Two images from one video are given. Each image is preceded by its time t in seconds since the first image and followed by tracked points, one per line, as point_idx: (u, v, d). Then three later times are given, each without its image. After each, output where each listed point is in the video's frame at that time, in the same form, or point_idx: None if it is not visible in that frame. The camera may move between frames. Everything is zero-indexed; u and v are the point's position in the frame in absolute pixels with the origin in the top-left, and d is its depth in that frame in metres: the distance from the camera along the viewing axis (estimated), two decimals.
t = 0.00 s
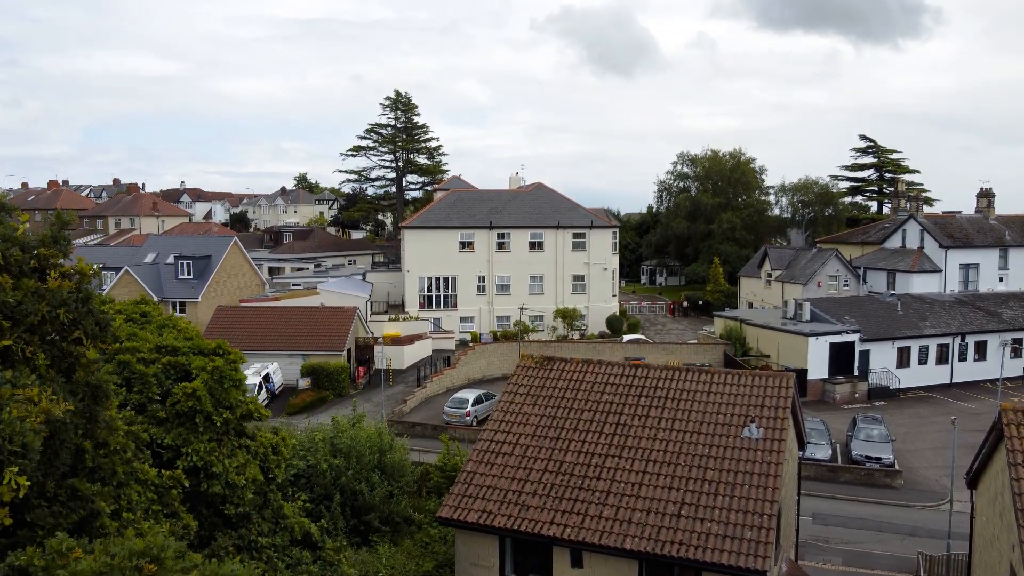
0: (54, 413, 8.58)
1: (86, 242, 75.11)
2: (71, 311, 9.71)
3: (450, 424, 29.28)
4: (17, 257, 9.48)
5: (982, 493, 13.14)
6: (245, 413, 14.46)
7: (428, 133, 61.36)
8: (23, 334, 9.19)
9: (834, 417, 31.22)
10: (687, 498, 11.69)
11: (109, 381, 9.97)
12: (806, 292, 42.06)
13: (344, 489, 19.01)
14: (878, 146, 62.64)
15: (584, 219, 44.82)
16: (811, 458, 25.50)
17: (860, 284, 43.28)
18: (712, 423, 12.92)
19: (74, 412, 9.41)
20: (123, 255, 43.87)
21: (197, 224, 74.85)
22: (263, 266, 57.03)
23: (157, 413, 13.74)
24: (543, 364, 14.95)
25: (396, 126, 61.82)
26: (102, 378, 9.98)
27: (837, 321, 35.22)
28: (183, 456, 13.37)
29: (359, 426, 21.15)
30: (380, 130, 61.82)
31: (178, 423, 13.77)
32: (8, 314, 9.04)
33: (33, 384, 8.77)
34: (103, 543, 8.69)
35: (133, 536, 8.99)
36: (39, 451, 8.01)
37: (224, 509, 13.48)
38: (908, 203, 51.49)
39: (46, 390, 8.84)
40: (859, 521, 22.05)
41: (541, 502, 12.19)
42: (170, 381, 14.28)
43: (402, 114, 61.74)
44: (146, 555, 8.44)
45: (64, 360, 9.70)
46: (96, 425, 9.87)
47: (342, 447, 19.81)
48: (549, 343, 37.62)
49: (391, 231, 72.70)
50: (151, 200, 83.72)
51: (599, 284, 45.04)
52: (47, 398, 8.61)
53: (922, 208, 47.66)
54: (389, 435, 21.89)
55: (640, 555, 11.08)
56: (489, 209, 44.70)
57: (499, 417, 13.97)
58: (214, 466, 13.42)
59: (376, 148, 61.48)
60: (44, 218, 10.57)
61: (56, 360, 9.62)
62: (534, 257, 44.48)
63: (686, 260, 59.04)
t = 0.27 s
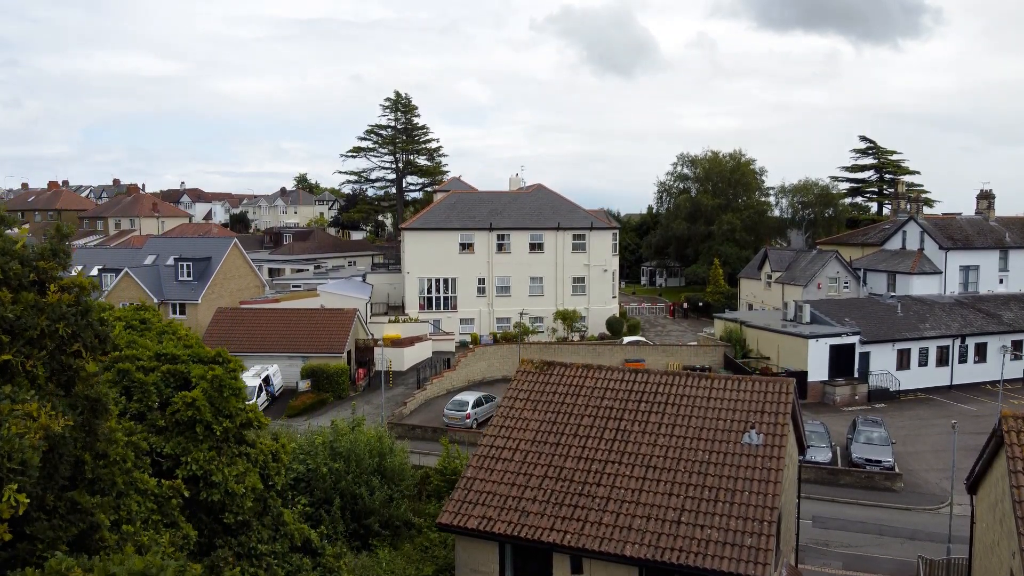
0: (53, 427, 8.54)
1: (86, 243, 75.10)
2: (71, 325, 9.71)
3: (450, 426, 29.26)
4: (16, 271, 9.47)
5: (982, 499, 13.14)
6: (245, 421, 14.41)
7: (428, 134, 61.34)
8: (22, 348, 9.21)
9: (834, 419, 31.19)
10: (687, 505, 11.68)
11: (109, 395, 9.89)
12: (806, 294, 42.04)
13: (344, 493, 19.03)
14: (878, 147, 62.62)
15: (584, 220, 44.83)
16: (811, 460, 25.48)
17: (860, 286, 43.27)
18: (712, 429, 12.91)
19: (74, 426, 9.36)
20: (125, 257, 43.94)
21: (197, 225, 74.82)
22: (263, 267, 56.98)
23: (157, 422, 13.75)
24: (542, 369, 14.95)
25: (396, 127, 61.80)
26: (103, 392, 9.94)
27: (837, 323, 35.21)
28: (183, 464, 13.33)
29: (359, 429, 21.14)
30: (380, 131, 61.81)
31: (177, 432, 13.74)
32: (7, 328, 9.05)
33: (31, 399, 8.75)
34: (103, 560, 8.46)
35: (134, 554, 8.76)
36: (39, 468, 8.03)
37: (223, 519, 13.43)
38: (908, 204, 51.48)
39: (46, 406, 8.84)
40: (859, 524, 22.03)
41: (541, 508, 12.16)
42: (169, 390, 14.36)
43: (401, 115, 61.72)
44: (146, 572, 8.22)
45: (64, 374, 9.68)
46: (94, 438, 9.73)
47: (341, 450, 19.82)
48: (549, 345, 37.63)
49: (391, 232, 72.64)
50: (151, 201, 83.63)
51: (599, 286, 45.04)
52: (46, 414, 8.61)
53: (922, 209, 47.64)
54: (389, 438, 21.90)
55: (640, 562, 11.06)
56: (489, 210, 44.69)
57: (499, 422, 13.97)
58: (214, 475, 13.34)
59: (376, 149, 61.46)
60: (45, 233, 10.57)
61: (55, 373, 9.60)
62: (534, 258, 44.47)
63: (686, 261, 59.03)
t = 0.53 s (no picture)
0: (52, 444, 8.48)
1: (86, 244, 75.08)
2: (70, 339, 9.68)
3: (450, 429, 29.24)
4: (16, 285, 9.45)
5: (982, 505, 13.14)
6: (245, 430, 14.47)
7: (428, 135, 61.35)
8: (22, 363, 9.20)
9: (835, 422, 31.18)
10: (688, 511, 11.67)
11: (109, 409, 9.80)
12: (806, 296, 42.03)
13: (344, 497, 19.00)
14: (878, 148, 62.63)
15: (584, 222, 44.83)
16: (811, 463, 25.46)
17: (860, 287, 43.26)
18: (712, 435, 12.90)
19: (74, 441, 9.28)
20: (125, 259, 44.02)
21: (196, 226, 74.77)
22: (263, 269, 56.98)
23: (157, 431, 13.76)
24: (542, 374, 14.96)
25: (396, 128, 61.81)
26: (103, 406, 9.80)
27: (837, 325, 35.19)
28: (182, 474, 13.33)
29: (359, 433, 21.14)
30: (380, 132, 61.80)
31: (178, 441, 13.74)
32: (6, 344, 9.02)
33: (30, 415, 8.71)
34: None
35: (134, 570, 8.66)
36: (39, 484, 8.04)
37: (223, 528, 13.42)
38: (908, 206, 51.47)
39: (45, 422, 8.80)
40: (860, 527, 22.02)
41: (541, 515, 12.15)
42: (170, 399, 14.45)
43: (401, 116, 61.72)
44: None
45: (64, 388, 9.64)
46: (94, 452, 9.63)
47: (341, 454, 19.81)
48: (549, 347, 37.63)
49: (391, 233, 72.63)
50: (152, 202, 83.62)
51: (599, 287, 45.03)
52: (46, 430, 8.58)
53: (922, 211, 47.65)
54: (389, 441, 21.90)
55: (640, 569, 11.04)
56: (489, 212, 44.69)
57: (499, 428, 13.97)
58: (214, 484, 13.36)
59: (376, 150, 61.47)
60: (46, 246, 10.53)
61: (55, 387, 9.56)
62: (534, 260, 44.46)
63: (686, 262, 59.05)
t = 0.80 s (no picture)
0: (52, 462, 8.45)
1: (86, 245, 75.09)
2: (70, 353, 9.66)
3: (450, 431, 29.25)
4: (17, 299, 9.41)
5: (982, 511, 13.13)
6: (245, 438, 14.46)
7: (428, 136, 61.36)
8: (22, 379, 9.18)
9: (835, 424, 31.19)
10: (688, 518, 11.67)
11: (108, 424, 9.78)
12: (806, 298, 42.03)
13: (344, 501, 19.01)
14: (878, 149, 62.64)
15: (584, 224, 44.84)
16: (811, 467, 25.46)
17: (860, 289, 43.26)
18: (712, 441, 12.91)
19: (74, 456, 9.25)
20: (125, 260, 44.06)
21: (197, 227, 74.73)
22: (264, 270, 57.01)
23: (157, 440, 13.79)
24: (542, 380, 14.98)
25: (396, 130, 61.82)
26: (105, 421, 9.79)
27: (837, 327, 35.20)
28: (182, 484, 13.31)
29: (359, 437, 21.17)
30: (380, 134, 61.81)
31: (177, 451, 13.79)
32: (6, 359, 8.99)
33: (31, 432, 8.69)
34: None
35: None
36: (38, 502, 8.05)
37: (223, 537, 13.38)
38: (908, 207, 51.47)
39: (45, 439, 8.78)
40: (860, 531, 22.03)
41: (541, 521, 12.14)
42: (170, 407, 14.45)
43: (402, 117, 61.72)
44: None
45: (64, 403, 9.63)
46: (93, 465, 9.61)
47: (340, 458, 19.83)
48: (549, 349, 37.62)
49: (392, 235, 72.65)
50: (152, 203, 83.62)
51: (599, 289, 45.03)
52: (46, 447, 8.57)
53: (922, 213, 47.67)
54: (389, 445, 21.92)
55: None
56: (490, 213, 44.70)
57: (499, 434, 13.98)
58: (214, 494, 13.30)
59: (376, 151, 61.48)
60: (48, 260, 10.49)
61: (56, 402, 9.54)
62: (534, 261, 44.47)
63: (686, 264, 59.07)
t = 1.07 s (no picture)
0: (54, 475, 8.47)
1: (86, 246, 75.11)
2: (71, 365, 9.78)
3: (450, 433, 29.25)
4: (18, 312, 9.57)
5: (981, 516, 13.12)
6: (245, 446, 14.56)
7: (428, 137, 61.37)
8: (23, 392, 9.27)
9: (834, 426, 31.19)
10: (687, 524, 11.66)
11: (109, 436, 9.80)
12: (806, 299, 42.02)
13: (344, 504, 19.00)
14: (878, 150, 62.64)
15: (584, 225, 44.84)
16: (811, 469, 25.47)
17: (860, 291, 43.26)
18: (712, 447, 12.91)
19: (75, 469, 9.25)
20: (125, 262, 44.07)
21: (197, 228, 74.71)
22: (264, 272, 57.01)
23: (157, 448, 13.82)
24: (542, 385, 15.01)
25: (396, 130, 61.83)
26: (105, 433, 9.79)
27: (837, 329, 35.20)
28: (183, 492, 13.33)
29: (360, 440, 21.19)
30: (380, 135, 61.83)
31: (177, 459, 13.81)
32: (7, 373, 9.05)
33: (33, 445, 8.72)
34: None
35: None
36: (39, 516, 8.06)
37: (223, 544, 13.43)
38: (908, 209, 51.47)
39: (47, 452, 8.82)
40: (860, 534, 22.05)
41: (540, 526, 12.13)
42: (170, 415, 14.45)
43: (402, 118, 61.73)
44: None
45: (65, 414, 9.72)
46: (95, 476, 9.61)
47: (340, 461, 19.84)
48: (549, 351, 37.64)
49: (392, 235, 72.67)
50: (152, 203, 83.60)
51: (599, 291, 45.04)
52: (46, 461, 8.60)
53: (922, 214, 47.69)
54: (389, 448, 21.95)
55: None
56: (490, 215, 44.71)
57: (499, 440, 13.99)
58: (214, 501, 13.35)
59: (376, 152, 61.50)
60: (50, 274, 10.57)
61: (56, 414, 9.67)
62: (534, 263, 44.49)
63: (686, 265, 59.09)
